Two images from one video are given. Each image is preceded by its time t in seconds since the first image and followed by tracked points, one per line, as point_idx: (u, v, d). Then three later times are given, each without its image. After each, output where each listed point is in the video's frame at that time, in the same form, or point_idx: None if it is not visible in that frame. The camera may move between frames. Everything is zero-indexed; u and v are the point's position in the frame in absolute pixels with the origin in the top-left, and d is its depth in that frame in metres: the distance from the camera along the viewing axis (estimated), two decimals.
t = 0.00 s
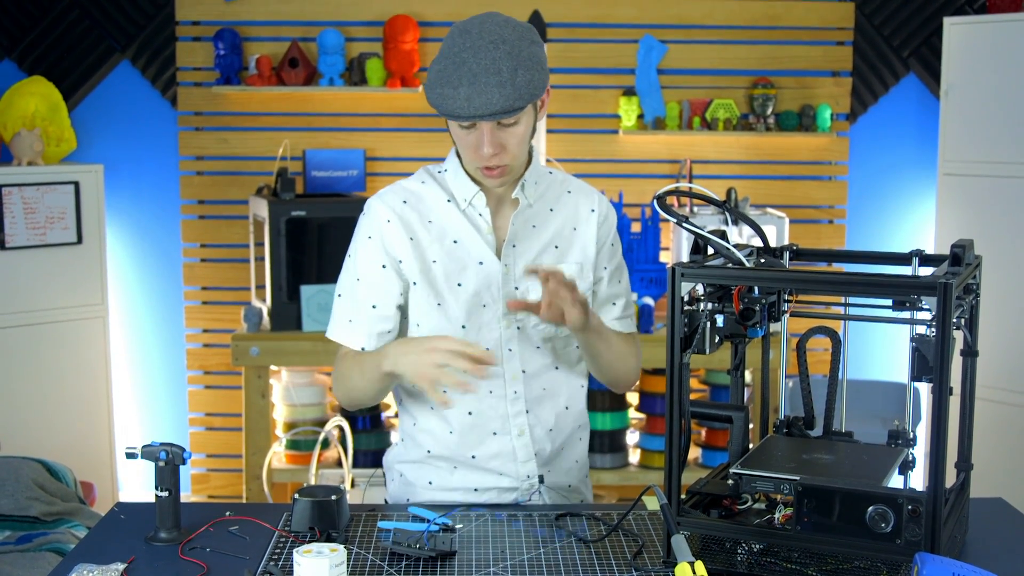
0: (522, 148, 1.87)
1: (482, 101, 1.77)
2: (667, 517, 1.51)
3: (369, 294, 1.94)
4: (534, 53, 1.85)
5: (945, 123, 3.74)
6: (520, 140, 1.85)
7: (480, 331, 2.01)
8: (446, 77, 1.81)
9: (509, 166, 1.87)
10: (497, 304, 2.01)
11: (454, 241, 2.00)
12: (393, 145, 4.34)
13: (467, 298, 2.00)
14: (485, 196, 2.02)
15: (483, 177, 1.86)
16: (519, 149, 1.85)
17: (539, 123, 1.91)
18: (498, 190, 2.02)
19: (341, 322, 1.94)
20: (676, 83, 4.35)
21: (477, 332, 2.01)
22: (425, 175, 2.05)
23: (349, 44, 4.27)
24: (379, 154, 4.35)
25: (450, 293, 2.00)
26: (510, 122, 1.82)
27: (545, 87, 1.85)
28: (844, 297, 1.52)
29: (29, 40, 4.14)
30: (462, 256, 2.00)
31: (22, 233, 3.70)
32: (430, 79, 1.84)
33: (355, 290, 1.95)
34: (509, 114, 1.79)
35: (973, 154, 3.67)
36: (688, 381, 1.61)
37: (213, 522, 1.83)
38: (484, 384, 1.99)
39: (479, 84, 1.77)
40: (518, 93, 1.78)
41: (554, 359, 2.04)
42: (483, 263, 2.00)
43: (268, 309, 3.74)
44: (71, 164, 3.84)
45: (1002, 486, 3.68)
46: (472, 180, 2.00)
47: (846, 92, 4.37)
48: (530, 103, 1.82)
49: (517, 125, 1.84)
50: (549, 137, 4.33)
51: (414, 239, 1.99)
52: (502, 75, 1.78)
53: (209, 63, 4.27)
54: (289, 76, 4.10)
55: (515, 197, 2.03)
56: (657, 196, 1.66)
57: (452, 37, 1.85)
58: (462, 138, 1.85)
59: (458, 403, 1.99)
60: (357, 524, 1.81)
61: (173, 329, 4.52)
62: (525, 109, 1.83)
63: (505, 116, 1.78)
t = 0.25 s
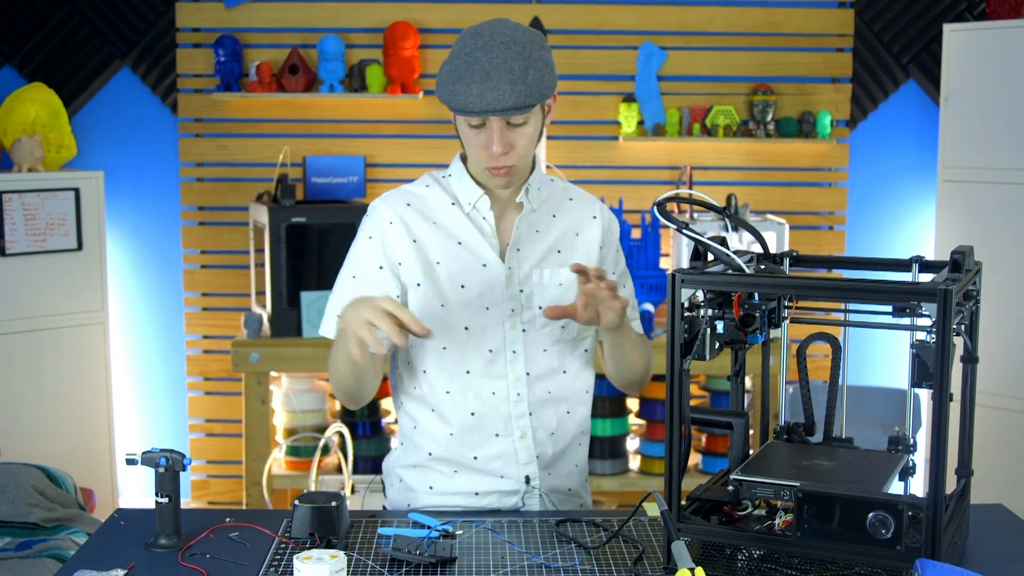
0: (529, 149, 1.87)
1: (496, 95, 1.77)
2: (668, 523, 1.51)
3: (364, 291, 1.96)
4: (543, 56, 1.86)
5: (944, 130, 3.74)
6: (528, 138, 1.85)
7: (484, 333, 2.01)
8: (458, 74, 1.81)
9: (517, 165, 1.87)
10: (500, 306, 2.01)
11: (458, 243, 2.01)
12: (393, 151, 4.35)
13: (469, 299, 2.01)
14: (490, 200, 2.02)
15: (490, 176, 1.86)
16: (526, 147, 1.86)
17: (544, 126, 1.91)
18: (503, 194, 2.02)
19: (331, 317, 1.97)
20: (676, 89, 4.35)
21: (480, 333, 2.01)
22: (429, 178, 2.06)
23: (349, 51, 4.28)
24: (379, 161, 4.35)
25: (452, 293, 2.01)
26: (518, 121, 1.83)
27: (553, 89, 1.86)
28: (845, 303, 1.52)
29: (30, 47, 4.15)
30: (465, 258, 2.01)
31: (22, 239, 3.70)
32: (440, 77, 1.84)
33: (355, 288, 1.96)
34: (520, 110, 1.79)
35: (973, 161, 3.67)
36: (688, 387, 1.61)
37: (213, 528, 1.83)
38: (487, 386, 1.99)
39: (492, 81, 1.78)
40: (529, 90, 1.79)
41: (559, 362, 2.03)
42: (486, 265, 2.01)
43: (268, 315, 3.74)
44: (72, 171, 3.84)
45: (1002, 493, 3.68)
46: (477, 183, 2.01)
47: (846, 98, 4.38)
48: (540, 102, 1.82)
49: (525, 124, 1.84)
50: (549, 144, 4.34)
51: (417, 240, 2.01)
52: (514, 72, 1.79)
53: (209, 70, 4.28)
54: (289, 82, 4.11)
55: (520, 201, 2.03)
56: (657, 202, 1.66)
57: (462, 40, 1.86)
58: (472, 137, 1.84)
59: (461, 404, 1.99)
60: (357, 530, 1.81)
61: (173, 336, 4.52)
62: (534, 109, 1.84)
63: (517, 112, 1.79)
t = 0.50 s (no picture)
0: (534, 154, 1.88)
1: (501, 101, 1.78)
2: (667, 526, 1.50)
3: (363, 290, 1.98)
4: (550, 61, 1.86)
5: (944, 134, 3.74)
6: (532, 144, 1.85)
7: (486, 334, 2.00)
8: (464, 79, 1.81)
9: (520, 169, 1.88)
10: (502, 308, 2.00)
11: (462, 243, 2.01)
12: (393, 154, 4.35)
13: (471, 300, 1.99)
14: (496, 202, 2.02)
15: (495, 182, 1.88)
16: (530, 154, 1.86)
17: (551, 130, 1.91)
18: (509, 198, 2.03)
19: (331, 312, 1.96)
20: (676, 93, 4.36)
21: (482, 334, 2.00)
22: (435, 180, 2.06)
23: (349, 54, 4.28)
24: (379, 164, 4.35)
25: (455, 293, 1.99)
26: (524, 126, 1.83)
27: (560, 93, 1.86)
28: (845, 307, 1.52)
29: (30, 50, 4.17)
30: (469, 259, 2.00)
31: (22, 243, 3.70)
32: (447, 81, 1.84)
33: (356, 286, 1.98)
34: (524, 117, 1.80)
35: (973, 165, 3.67)
36: (688, 391, 1.61)
37: (213, 531, 1.82)
38: (489, 386, 2.00)
39: (498, 87, 1.78)
40: (534, 96, 1.79)
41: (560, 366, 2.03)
42: (490, 266, 2.00)
43: (268, 319, 3.74)
44: (72, 174, 3.85)
45: (1002, 497, 3.68)
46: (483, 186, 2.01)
47: (846, 102, 4.38)
48: (545, 107, 1.83)
49: (531, 129, 1.84)
50: (549, 147, 4.34)
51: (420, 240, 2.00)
52: (520, 79, 1.79)
53: (209, 74, 4.28)
54: (289, 86, 4.11)
55: (526, 205, 2.04)
56: (657, 206, 1.66)
57: (469, 44, 1.86)
58: (477, 141, 1.85)
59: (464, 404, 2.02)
60: (357, 534, 1.81)
61: (173, 339, 4.52)
62: (539, 115, 1.84)
63: (521, 118, 1.79)
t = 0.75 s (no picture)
0: (526, 168, 1.86)
1: (485, 114, 1.78)
2: (668, 529, 1.50)
3: (363, 293, 2.00)
4: (546, 76, 1.86)
5: (944, 136, 3.74)
6: (522, 158, 1.84)
7: (483, 335, 1.99)
8: (454, 90, 1.83)
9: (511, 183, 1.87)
10: (499, 309, 2.00)
11: (459, 247, 2.00)
12: (393, 157, 4.35)
13: (468, 301, 1.99)
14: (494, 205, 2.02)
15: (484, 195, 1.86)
16: (519, 167, 1.85)
17: (546, 143, 1.90)
18: (512, 205, 2.04)
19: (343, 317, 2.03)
20: (676, 95, 4.36)
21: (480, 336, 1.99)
22: (434, 183, 2.06)
23: (349, 57, 4.28)
24: (379, 167, 4.35)
25: (452, 296, 1.99)
26: (513, 139, 1.82)
27: (554, 108, 1.85)
28: (846, 309, 1.52)
29: (30, 53, 4.16)
30: (467, 262, 2.00)
31: (22, 245, 3.70)
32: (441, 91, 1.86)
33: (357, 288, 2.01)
34: (509, 131, 1.79)
35: (973, 168, 3.68)
36: (688, 393, 1.61)
37: (213, 534, 1.83)
38: (486, 387, 2.00)
39: (484, 99, 1.79)
40: (520, 111, 1.79)
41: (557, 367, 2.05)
42: (487, 270, 2.00)
43: (268, 322, 3.74)
44: (72, 177, 3.85)
45: (1003, 500, 3.68)
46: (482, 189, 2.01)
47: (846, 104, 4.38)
48: (534, 122, 1.81)
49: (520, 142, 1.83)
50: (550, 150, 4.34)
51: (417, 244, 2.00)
52: (507, 93, 1.79)
53: (209, 76, 4.29)
54: (289, 88, 4.12)
55: (531, 209, 2.04)
56: (657, 209, 1.66)
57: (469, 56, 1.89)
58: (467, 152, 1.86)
59: (462, 402, 2.00)
60: (357, 536, 1.80)
61: (172, 342, 4.51)
62: (529, 129, 1.83)
63: (505, 132, 1.79)
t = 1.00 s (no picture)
0: (524, 146, 1.88)
1: (480, 88, 1.80)
2: (668, 532, 1.51)
3: (364, 298, 2.01)
4: (534, 55, 1.88)
5: (944, 139, 3.74)
6: (519, 136, 1.86)
7: (484, 339, 1.99)
8: (446, 74, 1.84)
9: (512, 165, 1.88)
10: (499, 313, 2.00)
11: (458, 251, 2.00)
12: (393, 160, 4.36)
13: (468, 306, 1.99)
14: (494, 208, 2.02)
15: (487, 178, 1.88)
16: (518, 148, 1.86)
17: (540, 123, 1.92)
18: (506, 203, 2.02)
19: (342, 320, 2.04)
20: (676, 98, 4.36)
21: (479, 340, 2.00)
22: (432, 188, 2.06)
23: (349, 60, 4.28)
24: (379, 169, 4.36)
25: (451, 301, 2.00)
26: (510, 117, 1.84)
27: (545, 82, 1.88)
28: (846, 312, 1.52)
29: (30, 56, 4.16)
30: (465, 266, 2.00)
31: (22, 247, 3.70)
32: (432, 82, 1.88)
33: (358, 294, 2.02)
34: (505, 104, 1.81)
35: (973, 170, 3.68)
36: (688, 396, 1.61)
37: (213, 536, 1.82)
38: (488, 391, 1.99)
39: (478, 75, 1.80)
40: (515, 81, 1.81)
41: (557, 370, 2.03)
42: (486, 273, 2.00)
43: (268, 324, 3.74)
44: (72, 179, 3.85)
45: (1003, 502, 3.68)
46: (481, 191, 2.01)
47: (845, 107, 4.39)
48: (529, 93, 1.84)
49: (516, 120, 1.85)
50: (550, 152, 4.35)
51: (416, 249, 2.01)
52: (500, 67, 1.81)
53: (209, 79, 4.29)
54: (289, 91, 4.12)
55: (521, 211, 2.03)
56: (657, 211, 1.66)
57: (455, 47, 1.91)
58: (465, 138, 1.87)
59: (464, 406, 2.01)
60: (357, 539, 1.80)
61: (172, 344, 4.51)
62: (524, 105, 1.85)
63: (502, 103, 1.81)
